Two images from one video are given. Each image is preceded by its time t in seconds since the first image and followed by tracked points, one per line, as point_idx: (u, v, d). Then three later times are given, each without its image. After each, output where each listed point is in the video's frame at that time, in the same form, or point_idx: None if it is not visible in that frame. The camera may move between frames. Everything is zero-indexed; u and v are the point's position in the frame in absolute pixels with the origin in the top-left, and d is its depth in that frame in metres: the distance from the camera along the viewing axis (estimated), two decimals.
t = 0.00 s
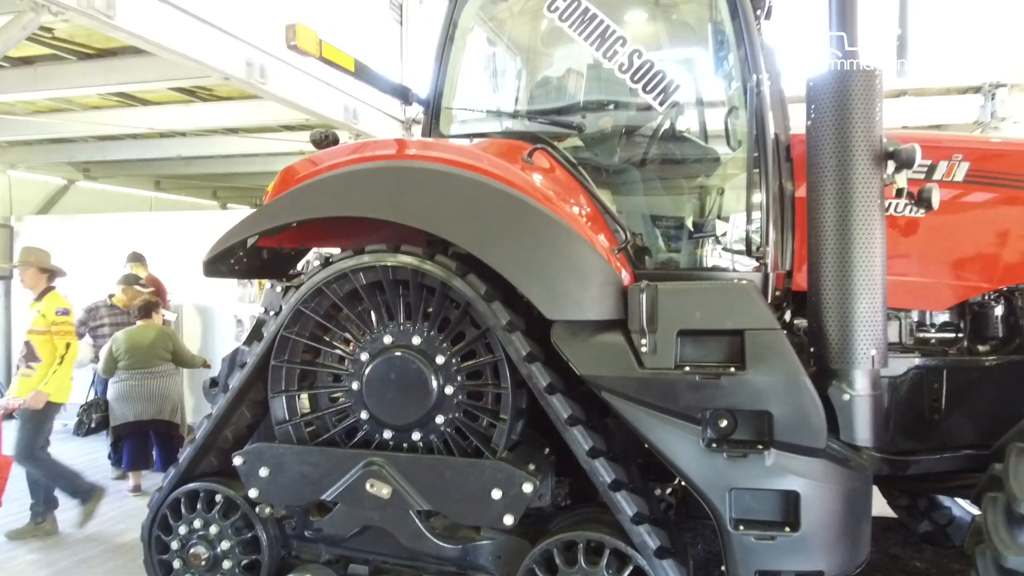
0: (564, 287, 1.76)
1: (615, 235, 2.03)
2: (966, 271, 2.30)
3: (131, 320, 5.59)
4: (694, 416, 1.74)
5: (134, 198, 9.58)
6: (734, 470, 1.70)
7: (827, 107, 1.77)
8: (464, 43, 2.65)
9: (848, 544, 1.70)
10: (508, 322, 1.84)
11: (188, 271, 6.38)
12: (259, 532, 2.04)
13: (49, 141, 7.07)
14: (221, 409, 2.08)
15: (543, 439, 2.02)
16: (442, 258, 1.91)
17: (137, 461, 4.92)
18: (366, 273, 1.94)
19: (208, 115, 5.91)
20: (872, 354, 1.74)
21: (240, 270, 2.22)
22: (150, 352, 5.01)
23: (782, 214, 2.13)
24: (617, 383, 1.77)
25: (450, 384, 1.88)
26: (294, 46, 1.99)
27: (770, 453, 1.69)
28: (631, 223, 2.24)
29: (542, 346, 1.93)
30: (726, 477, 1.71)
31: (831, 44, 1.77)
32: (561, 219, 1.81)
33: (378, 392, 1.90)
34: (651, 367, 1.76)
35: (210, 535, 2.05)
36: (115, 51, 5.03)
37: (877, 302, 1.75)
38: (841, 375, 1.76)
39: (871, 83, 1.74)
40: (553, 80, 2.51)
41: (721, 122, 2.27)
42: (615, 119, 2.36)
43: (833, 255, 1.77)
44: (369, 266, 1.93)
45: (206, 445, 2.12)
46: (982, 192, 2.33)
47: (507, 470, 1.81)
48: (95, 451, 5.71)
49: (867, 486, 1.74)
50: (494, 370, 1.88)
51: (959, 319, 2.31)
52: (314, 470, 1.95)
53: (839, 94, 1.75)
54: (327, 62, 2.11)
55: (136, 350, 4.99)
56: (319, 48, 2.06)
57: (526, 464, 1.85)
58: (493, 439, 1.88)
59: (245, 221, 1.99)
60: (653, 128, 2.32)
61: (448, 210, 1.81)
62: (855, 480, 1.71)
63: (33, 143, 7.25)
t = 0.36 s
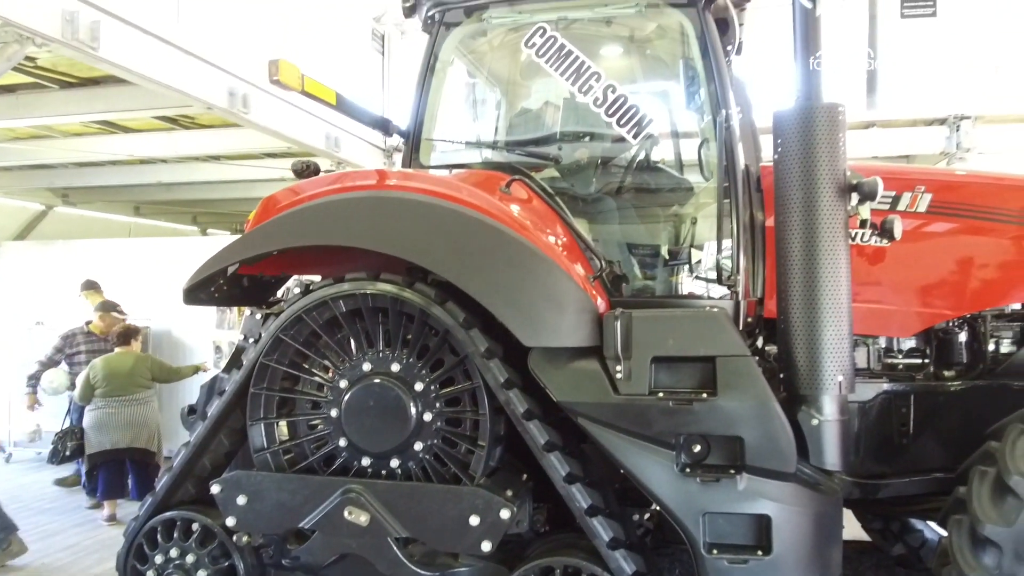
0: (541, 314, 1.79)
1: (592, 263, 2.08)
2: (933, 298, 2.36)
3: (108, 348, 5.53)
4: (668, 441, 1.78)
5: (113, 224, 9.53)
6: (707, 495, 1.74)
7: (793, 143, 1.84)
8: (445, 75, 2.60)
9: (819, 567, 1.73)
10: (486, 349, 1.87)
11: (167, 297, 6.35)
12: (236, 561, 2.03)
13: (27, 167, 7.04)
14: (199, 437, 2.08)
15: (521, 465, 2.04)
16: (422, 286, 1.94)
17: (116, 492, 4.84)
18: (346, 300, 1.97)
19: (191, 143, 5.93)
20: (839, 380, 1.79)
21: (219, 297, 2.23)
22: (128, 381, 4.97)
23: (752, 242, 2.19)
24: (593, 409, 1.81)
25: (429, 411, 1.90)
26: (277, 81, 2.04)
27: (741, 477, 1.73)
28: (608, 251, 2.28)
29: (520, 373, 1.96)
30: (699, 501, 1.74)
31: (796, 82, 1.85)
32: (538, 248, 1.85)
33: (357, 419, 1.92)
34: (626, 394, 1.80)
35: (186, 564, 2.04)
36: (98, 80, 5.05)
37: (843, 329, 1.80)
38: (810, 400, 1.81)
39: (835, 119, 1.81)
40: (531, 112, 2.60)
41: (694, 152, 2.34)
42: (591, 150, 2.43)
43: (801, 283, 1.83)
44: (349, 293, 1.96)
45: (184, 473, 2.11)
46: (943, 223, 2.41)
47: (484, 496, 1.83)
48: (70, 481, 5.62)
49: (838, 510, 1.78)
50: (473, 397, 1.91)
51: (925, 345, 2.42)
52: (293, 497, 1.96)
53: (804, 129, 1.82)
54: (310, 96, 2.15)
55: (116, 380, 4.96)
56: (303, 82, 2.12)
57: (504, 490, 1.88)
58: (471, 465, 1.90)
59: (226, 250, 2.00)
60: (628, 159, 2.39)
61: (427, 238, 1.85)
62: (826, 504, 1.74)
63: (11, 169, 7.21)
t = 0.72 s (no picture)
0: (513, 342, 1.81)
1: (564, 290, 2.11)
2: (899, 325, 2.42)
3: (79, 375, 5.44)
4: (639, 467, 1.80)
5: (87, 251, 9.43)
6: (678, 521, 1.75)
7: (758, 174, 1.90)
8: (420, 106, 2.63)
9: None
10: (460, 376, 1.88)
11: (141, 324, 6.28)
12: None
13: None
14: (169, 466, 2.06)
15: (495, 492, 2.04)
16: (396, 313, 1.94)
17: (82, 522, 4.67)
18: (319, 328, 1.97)
19: (167, 169, 5.92)
20: (806, 406, 1.82)
21: (192, 325, 2.22)
22: (99, 409, 4.91)
23: (722, 270, 2.23)
24: (566, 436, 1.82)
25: (402, 439, 1.90)
26: (252, 112, 2.06)
27: (711, 503, 1.75)
28: (581, 278, 2.31)
29: (494, 400, 1.97)
30: (670, 528, 1.76)
31: (761, 115, 1.91)
32: (511, 276, 1.88)
33: (330, 447, 1.92)
34: (598, 421, 1.82)
35: None
36: (73, 107, 5.03)
37: (809, 355, 1.85)
38: (778, 426, 1.84)
39: (799, 151, 1.87)
40: (507, 141, 2.63)
41: (667, 181, 2.38)
42: (564, 180, 2.47)
43: (768, 310, 1.87)
44: (323, 321, 1.96)
45: (153, 503, 2.09)
46: (904, 251, 2.48)
47: (457, 525, 1.83)
48: (36, 512, 5.48)
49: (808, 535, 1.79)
50: (446, 424, 1.92)
51: (891, 371, 2.49)
52: (263, 528, 1.94)
53: (769, 161, 1.88)
54: (285, 127, 2.18)
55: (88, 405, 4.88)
56: (277, 113, 2.14)
57: (478, 519, 1.88)
58: (444, 493, 1.90)
59: (199, 278, 2.00)
60: (601, 188, 2.44)
61: (401, 267, 1.86)
62: (795, 528, 1.77)
63: None
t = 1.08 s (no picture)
0: (488, 360, 1.82)
1: (540, 308, 2.12)
2: (868, 342, 2.46)
3: (50, 394, 5.34)
4: (614, 484, 1.81)
5: (59, 267, 9.30)
6: (653, 538, 1.76)
7: (729, 195, 1.94)
8: (398, 124, 2.66)
9: None
10: (435, 395, 1.88)
11: (115, 341, 6.19)
12: None
13: None
14: (140, 486, 2.03)
15: (471, 510, 2.04)
16: (371, 331, 1.94)
17: (49, 544, 4.59)
18: (294, 346, 1.96)
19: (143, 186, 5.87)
20: (777, 423, 1.85)
21: (165, 342, 2.19)
22: (70, 428, 4.81)
23: (695, 289, 2.26)
24: (540, 453, 1.83)
25: (377, 457, 1.89)
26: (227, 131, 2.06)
27: (685, 520, 1.77)
28: (557, 296, 2.33)
29: (470, 418, 1.97)
30: (644, 545, 1.77)
31: (730, 137, 1.96)
32: (487, 294, 1.89)
33: (304, 466, 1.90)
34: (573, 438, 1.83)
35: None
36: (48, 123, 4.98)
37: (779, 373, 1.88)
38: (749, 443, 1.86)
39: (768, 172, 1.91)
40: (484, 160, 2.66)
41: (642, 200, 2.42)
42: (540, 199, 2.49)
43: (739, 328, 1.90)
44: (298, 339, 1.95)
45: (124, 522, 2.06)
46: (872, 270, 2.53)
47: (432, 543, 1.83)
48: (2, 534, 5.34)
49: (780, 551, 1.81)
50: (422, 442, 1.91)
51: (861, 389, 2.52)
52: (235, 548, 1.92)
53: (739, 182, 1.92)
54: (260, 145, 2.18)
55: (59, 424, 4.79)
56: (253, 132, 2.15)
57: (453, 537, 1.87)
58: (419, 511, 1.90)
59: (172, 296, 1.99)
60: (576, 208, 2.47)
61: (377, 285, 1.87)
62: (768, 544, 1.78)
63: None
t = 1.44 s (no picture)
0: (473, 370, 1.82)
1: (525, 318, 2.13)
2: (850, 352, 2.49)
3: (29, 405, 5.27)
4: (598, 495, 1.81)
5: (38, 275, 9.19)
6: (637, 548, 1.76)
7: (712, 207, 1.95)
8: (383, 134, 2.65)
9: None
10: (420, 405, 1.87)
11: (96, 351, 6.11)
12: None
13: None
14: (120, 498, 2.00)
15: (455, 521, 2.03)
16: (355, 342, 1.94)
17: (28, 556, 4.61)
18: (277, 356, 1.95)
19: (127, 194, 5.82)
20: (760, 433, 1.86)
21: (145, 352, 2.16)
22: (48, 440, 4.75)
23: (679, 300, 2.29)
24: (524, 464, 1.82)
25: (361, 468, 1.88)
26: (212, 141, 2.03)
27: (669, 530, 1.77)
28: (542, 306, 2.36)
29: (454, 428, 1.97)
30: (628, 555, 1.76)
31: (713, 149, 1.98)
32: (471, 304, 1.89)
33: (287, 478, 1.89)
34: (557, 448, 1.83)
35: None
36: (29, 131, 4.93)
37: (762, 383, 1.89)
38: (733, 453, 1.87)
39: (750, 184, 1.93)
40: (469, 170, 2.67)
41: (626, 211, 2.44)
42: (525, 210, 2.50)
43: (722, 338, 1.91)
44: (281, 349, 1.94)
45: (102, 536, 2.02)
46: (853, 281, 2.55)
47: (416, 555, 1.81)
48: None
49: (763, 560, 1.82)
50: (406, 452, 1.91)
51: (843, 399, 2.56)
52: (217, 561, 1.89)
53: (722, 194, 1.94)
54: (244, 154, 2.17)
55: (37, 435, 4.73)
56: (237, 141, 2.13)
57: (437, 549, 1.86)
58: (403, 523, 1.89)
59: (154, 305, 1.98)
60: (563, 218, 2.47)
61: (361, 295, 1.86)
62: (751, 554, 1.79)
63: None
